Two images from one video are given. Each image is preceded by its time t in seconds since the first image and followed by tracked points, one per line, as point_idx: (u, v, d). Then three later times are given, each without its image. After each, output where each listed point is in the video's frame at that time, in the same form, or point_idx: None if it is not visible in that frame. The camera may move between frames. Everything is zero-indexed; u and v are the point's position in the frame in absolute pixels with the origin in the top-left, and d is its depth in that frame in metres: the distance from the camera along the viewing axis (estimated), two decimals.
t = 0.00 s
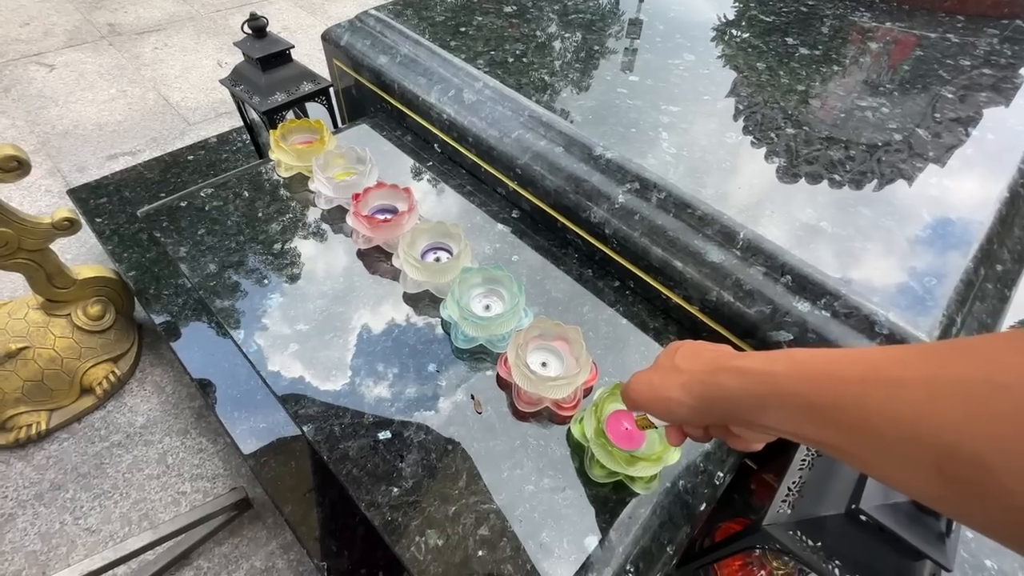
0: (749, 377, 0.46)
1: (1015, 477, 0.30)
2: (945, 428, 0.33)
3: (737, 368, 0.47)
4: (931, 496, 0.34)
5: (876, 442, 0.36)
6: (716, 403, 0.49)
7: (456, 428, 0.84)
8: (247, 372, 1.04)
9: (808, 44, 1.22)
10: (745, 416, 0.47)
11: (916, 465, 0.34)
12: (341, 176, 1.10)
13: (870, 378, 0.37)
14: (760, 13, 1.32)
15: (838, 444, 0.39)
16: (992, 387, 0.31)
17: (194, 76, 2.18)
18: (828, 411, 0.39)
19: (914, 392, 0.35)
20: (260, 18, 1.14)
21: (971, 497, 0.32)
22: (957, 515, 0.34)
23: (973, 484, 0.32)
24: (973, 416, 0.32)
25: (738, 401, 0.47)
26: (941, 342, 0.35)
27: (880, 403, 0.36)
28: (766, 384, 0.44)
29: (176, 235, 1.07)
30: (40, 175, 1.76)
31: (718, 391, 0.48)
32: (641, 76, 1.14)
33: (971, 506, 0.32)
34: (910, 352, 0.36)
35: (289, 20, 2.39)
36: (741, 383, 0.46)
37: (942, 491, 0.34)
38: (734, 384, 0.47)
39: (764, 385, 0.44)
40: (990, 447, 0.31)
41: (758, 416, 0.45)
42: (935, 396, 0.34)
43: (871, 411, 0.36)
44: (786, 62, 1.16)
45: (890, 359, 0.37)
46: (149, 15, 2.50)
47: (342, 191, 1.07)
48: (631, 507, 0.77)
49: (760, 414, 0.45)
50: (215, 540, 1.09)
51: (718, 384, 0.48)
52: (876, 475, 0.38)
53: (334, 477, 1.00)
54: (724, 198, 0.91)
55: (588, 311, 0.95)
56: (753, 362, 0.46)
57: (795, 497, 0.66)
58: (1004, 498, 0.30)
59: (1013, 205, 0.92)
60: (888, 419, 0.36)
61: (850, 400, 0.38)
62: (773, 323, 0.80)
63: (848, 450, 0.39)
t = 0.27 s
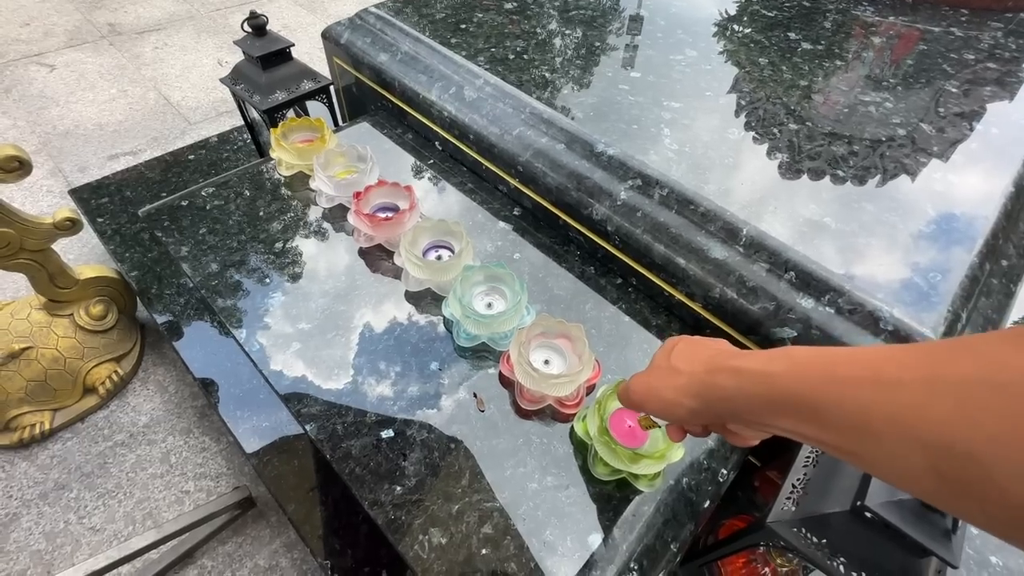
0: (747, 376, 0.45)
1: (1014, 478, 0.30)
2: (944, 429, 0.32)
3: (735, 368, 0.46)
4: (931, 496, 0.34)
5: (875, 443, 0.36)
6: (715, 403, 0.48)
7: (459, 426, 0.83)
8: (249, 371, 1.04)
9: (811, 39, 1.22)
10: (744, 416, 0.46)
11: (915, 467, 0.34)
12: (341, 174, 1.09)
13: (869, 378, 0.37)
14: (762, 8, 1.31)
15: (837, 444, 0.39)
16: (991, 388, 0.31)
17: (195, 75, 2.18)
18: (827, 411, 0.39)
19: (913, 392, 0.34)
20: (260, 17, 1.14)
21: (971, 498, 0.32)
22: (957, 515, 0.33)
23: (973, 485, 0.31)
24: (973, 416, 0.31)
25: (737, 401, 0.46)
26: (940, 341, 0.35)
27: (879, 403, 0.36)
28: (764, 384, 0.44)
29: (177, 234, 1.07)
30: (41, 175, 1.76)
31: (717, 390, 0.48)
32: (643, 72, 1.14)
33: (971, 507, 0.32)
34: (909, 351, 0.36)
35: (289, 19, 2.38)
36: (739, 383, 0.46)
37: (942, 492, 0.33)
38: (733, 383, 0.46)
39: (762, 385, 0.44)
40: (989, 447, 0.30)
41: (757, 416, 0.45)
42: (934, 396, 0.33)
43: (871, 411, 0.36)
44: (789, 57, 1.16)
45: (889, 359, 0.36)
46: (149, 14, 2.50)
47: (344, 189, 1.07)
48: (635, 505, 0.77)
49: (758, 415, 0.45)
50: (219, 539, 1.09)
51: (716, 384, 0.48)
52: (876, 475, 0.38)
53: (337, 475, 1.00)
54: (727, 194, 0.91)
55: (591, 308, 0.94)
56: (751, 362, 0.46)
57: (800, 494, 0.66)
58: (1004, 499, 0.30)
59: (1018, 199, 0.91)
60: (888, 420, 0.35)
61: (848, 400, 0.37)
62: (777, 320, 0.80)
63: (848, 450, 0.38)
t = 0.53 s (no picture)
0: (745, 374, 0.45)
1: (1015, 473, 0.30)
2: (945, 424, 0.32)
3: (734, 365, 0.46)
4: (932, 491, 0.34)
5: (875, 438, 0.36)
6: (714, 401, 0.48)
7: (460, 425, 0.83)
8: (251, 370, 1.04)
9: (812, 34, 1.21)
10: (743, 413, 0.46)
11: (916, 462, 0.34)
12: (342, 173, 1.09)
13: (868, 373, 0.37)
14: (763, 4, 1.31)
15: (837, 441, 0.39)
16: (991, 383, 0.31)
17: (195, 75, 2.18)
18: (826, 408, 0.39)
19: (912, 388, 0.34)
20: (259, 16, 1.13)
21: (971, 493, 0.32)
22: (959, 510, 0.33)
23: (973, 480, 0.31)
24: (973, 412, 0.31)
25: (736, 399, 0.46)
26: (939, 336, 0.35)
27: (878, 399, 0.36)
28: (762, 381, 0.43)
29: (178, 234, 1.07)
30: (42, 176, 1.76)
31: (716, 388, 0.48)
32: (643, 69, 1.14)
33: (973, 502, 0.32)
34: (908, 346, 0.36)
35: (288, 17, 2.38)
36: (738, 380, 0.46)
37: (943, 487, 0.33)
38: (732, 381, 0.46)
39: (761, 382, 0.44)
40: (990, 442, 0.30)
41: (756, 413, 0.45)
42: (934, 391, 0.33)
43: (870, 407, 0.36)
44: (790, 53, 1.15)
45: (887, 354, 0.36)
46: (149, 14, 2.49)
47: (344, 187, 1.07)
48: (637, 502, 0.77)
49: (758, 412, 0.45)
50: (222, 537, 1.09)
51: (715, 382, 0.48)
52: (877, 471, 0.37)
53: (339, 474, 1.00)
54: (728, 191, 0.90)
55: (592, 306, 0.94)
56: (750, 359, 0.45)
57: (802, 491, 0.66)
58: (1005, 494, 0.30)
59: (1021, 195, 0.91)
60: (887, 415, 0.35)
61: (847, 396, 0.37)
62: (779, 316, 0.79)
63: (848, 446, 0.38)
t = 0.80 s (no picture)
0: (746, 369, 0.45)
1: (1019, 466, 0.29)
2: (947, 417, 0.32)
3: (735, 361, 0.46)
4: (934, 486, 0.34)
5: (878, 432, 0.36)
6: (716, 397, 0.48)
7: (461, 424, 0.83)
8: (252, 370, 1.04)
9: (813, 31, 1.21)
10: (745, 409, 0.46)
11: (919, 456, 0.34)
12: (342, 172, 1.09)
13: (870, 367, 0.36)
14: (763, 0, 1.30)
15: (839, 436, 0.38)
16: (994, 375, 0.31)
17: (195, 75, 2.18)
18: (828, 402, 0.38)
19: (914, 381, 0.34)
20: (259, 15, 1.13)
21: (974, 486, 0.31)
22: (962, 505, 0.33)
23: (976, 473, 0.31)
24: (977, 406, 0.31)
25: (737, 394, 0.46)
26: (941, 330, 0.35)
27: (880, 393, 0.35)
28: (763, 376, 0.43)
29: (179, 234, 1.07)
30: (43, 176, 1.77)
31: (717, 385, 0.47)
32: (644, 67, 1.13)
33: (975, 496, 0.32)
34: (910, 340, 0.36)
35: (288, 17, 2.38)
36: (739, 376, 0.45)
37: (946, 481, 0.33)
38: (733, 377, 0.46)
39: (762, 377, 0.43)
40: (992, 436, 0.30)
41: (758, 409, 0.45)
42: (936, 385, 0.33)
43: (872, 401, 0.36)
44: (791, 50, 1.15)
45: (889, 348, 0.36)
46: (148, 14, 2.49)
47: (344, 187, 1.07)
48: (639, 501, 0.77)
49: (759, 407, 0.44)
50: (224, 537, 1.09)
51: (716, 378, 0.47)
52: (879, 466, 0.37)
53: (341, 473, 0.99)
54: (729, 189, 0.90)
55: (593, 304, 0.94)
56: (751, 354, 0.45)
57: (805, 489, 0.65)
58: (1007, 488, 0.30)
59: None
60: (890, 410, 0.35)
61: (849, 391, 0.37)
62: (781, 314, 0.79)
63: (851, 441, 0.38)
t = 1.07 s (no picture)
0: (747, 364, 0.45)
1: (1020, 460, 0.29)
2: (948, 411, 0.32)
3: (735, 356, 0.46)
4: (935, 481, 0.33)
5: (879, 427, 0.35)
6: (715, 393, 0.48)
7: (459, 423, 0.83)
8: (251, 370, 1.04)
9: (812, 27, 1.20)
10: (744, 405, 0.46)
11: (920, 451, 0.34)
12: (340, 171, 1.09)
13: (870, 361, 0.36)
14: None
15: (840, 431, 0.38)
16: (996, 368, 0.30)
17: (193, 75, 2.18)
18: (828, 397, 0.38)
19: (915, 375, 0.34)
20: (255, 14, 1.13)
21: (975, 480, 0.31)
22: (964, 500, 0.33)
23: (978, 467, 0.31)
24: (978, 399, 0.31)
25: (737, 390, 0.46)
26: (942, 324, 0.35)
27: (881, 387, 0.35)
28: (763, 371, 0.43)
29: (177, 234, 1.07)
30: (42, 177, 1.76)
31: (717, 381, 0.47)
32: (642, 64, 1.13)
33: (977, 490, 0.31)
34: (911, 334, 0.35)
35: (286, 16, 2.38)
36: (739, 372, 0.45)
37: (947, 476, 0.33)
38: (733, 372, 0.46)
39: (762, 373, 0.43)
40: (993, 429, 0.30)
41: (758, 405, 0.44)
42: (937, 378, 0.33)
43: (873, 395, 0.36)
44: (790, 46, 1.14)
45: (890, 342, 0.36)
46: (146, 14, 2.49)
47: (342, 186, 1.07)
48: (638, 500, 0.76)
49: (759, 403, 0.44)
50: (224, 537, 1.09)
51: (716, 374, 0.47)
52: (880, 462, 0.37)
53: (341, 473, 0.99)
54: (728, 186, 0.90)
55: (592, 302, 0.94)
56: (751, 350, 0.45)
57: (804, 487, 0.65)
58: (1009, 482, 0.30)
59: None
60: (890, 404, 0.35)
61: (850, 385, 0.37)
62: (779, 312, 0.79)
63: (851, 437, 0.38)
